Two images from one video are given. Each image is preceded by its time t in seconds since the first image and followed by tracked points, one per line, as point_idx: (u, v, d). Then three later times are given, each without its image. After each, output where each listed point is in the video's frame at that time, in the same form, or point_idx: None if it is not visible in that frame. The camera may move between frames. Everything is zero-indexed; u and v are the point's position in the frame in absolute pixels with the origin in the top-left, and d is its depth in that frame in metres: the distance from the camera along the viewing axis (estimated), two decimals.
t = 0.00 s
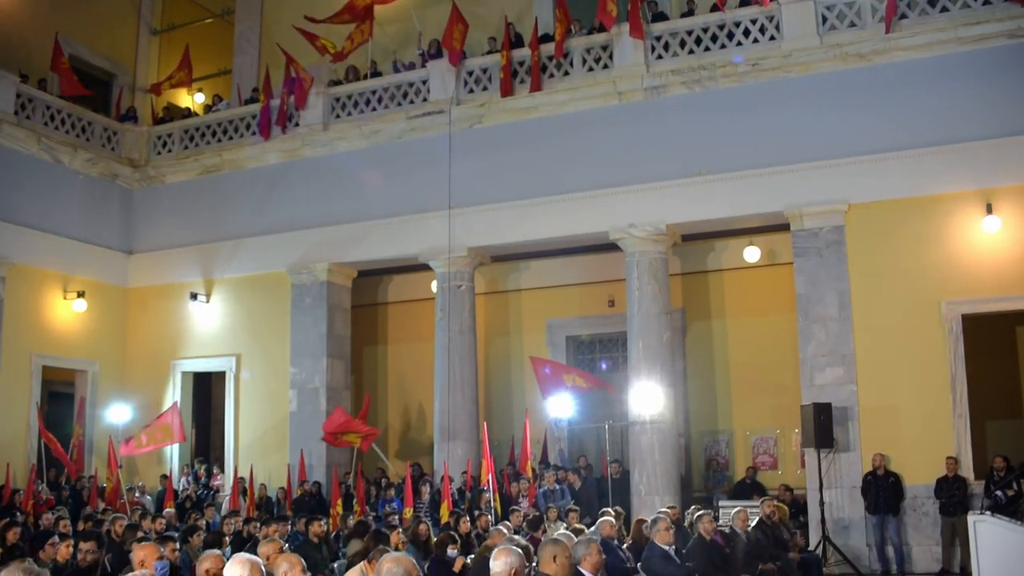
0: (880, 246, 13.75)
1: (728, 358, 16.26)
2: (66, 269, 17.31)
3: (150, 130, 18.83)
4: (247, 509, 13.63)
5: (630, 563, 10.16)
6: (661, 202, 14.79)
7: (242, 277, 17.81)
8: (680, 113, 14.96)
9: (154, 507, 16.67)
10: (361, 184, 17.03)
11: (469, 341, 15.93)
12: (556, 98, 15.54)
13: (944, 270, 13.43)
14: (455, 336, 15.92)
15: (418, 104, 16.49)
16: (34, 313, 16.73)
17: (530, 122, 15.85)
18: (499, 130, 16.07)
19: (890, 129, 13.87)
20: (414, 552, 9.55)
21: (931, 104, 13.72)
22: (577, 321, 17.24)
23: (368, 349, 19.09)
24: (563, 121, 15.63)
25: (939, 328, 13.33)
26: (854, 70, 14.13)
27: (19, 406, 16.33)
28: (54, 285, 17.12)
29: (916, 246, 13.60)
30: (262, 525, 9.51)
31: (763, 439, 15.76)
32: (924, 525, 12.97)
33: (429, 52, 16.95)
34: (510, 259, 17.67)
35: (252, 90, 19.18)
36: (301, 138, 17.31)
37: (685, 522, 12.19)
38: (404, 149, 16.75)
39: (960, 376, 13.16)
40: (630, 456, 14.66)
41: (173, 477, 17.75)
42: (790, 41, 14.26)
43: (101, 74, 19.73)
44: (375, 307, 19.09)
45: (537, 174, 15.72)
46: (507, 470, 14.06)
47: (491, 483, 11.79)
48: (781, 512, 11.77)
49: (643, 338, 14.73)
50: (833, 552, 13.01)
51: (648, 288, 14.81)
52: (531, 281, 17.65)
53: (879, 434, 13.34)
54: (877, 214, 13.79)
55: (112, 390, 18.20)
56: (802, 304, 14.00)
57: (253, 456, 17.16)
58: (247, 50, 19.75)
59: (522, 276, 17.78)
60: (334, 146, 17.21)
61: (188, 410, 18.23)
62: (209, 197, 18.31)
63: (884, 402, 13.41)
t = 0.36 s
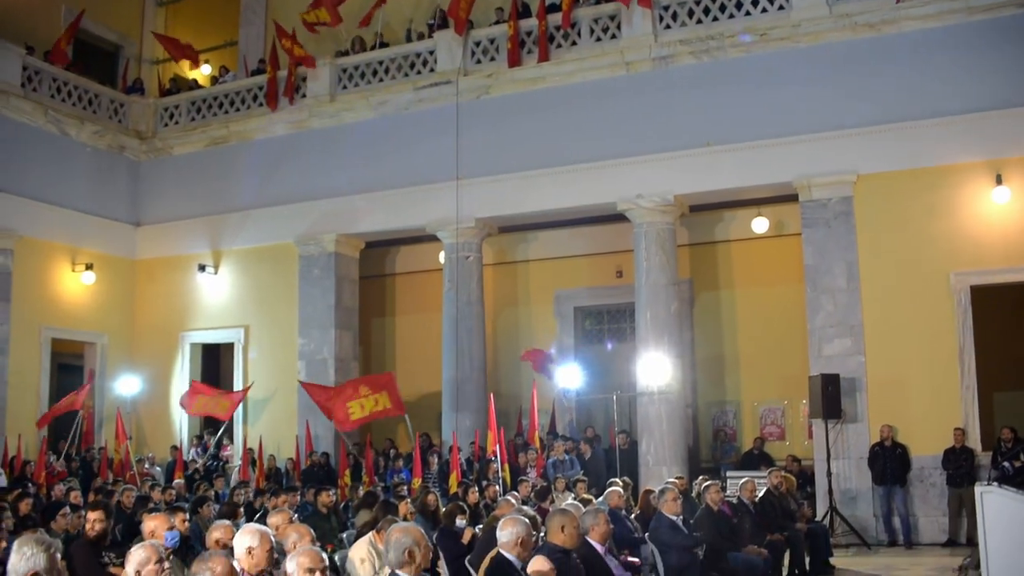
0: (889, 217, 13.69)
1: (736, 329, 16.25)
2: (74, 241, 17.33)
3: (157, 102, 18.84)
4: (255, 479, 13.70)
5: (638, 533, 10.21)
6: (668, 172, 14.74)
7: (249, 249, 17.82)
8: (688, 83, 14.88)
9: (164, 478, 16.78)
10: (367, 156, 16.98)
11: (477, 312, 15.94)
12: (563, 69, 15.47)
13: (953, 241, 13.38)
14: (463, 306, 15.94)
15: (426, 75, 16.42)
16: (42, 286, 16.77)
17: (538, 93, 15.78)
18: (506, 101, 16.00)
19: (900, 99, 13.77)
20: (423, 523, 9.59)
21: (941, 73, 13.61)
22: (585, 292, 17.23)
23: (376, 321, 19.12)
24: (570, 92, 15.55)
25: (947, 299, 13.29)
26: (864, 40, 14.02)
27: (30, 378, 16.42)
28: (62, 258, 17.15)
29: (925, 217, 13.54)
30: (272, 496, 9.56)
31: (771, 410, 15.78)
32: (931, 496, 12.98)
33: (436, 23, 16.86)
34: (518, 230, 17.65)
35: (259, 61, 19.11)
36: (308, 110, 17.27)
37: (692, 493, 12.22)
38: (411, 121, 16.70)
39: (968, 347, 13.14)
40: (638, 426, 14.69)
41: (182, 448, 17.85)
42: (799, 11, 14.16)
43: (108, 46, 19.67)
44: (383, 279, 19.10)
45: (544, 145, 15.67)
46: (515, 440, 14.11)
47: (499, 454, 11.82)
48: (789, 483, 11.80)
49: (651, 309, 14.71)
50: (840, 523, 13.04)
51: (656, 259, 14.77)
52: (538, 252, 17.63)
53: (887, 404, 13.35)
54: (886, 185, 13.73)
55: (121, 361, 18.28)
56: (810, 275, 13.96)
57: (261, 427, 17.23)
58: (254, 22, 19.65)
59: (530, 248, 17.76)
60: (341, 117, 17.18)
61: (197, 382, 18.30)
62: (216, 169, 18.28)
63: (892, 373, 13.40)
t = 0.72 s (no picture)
0: (905, 191, 13.60)
1: (751, 304, 16.22)
2: (90, 218, 17.38)
3: (171, 79, 18.81)
4: (272, 455, 13.80)
5: (652, 508, 10.24)
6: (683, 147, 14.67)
7: (264, 225, 17.85)
8: (703, 58, 14.77)
9: (181, 453, 16.91)
10: (381, 132, 16.97)
11: (493, 288, 15.93)
12: (577, 43, 15.38)
13: (969, 216, 13.29)
14: (478, 282, 15.94)
15: (439, 50, 16.34)
16: (58, 263, 16.83)
17: (552, 68, 15.70)
18: (520, 76, 15.92)
19: (917, 72, 13.65)
20: (438, 498, 9.63)
21: (959, 46, 13.47)
22: (600, 267, 17.21)
23: (390, 296, 19.16)
24: (584, 67, 15.47)
25: (964, 274, 13.22)
26: (881, 13, 13.86)
27: (47, 354, 16.54)
28: (78, 235, 17.21)
29: (941, 192, 13.45)
30: (287, 471, 9.61)
31: (786, 385, 15.77)
32: (946, 472, 12.95)
33: None
34: (532, 205, 17.63)
35: (272, 37, 19.06)
36: (322, 85, 17.24)
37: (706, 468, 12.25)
38: (424, 97, 16.66)
39: (985, 322, 13.07)
40: (654, 401, 14.70)
41: (198, 424, 17.97)
42: None
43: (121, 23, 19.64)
44: (397, 255, 19.12)
45: (558, 121, 15.62)
46: (530, 416, 14.14)
47: (514, 429, 11.85)
48: (804, 459, 11.80)
49: (666, 284, 14.68)
50: (856, 498, 13.04)
51: (671, 234, 14.71)
52: (552, 228, 17.61)
53: (902, 380, 13.32)
54: (902, 159, 13.64)
55: (137, 337, 18.38)
56: (825, 250, 13.90)
57: (277, 403, 17.30)
58: None
59: (544, 223, 17.73)
60: (355, 92, 17.14)
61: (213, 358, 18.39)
62: (230, 146, 18.29)
63: (908, 347, 13.36)
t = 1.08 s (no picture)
0: (928, 169, 13.51)
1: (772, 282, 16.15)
2: (111, 198, 17.46)
3: (190, 59, 18.79)
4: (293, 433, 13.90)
5: (672, 486, 10.25)
6: (704, 125, 14.60)
7: (285, 205, 17.89)
8: (724, 34, 14.67)
9: (203, 432, 17.05)
10: (400, 111, 16.96)
11: (513, 266, 15.93)
12: (597, 21, 15.30)
13: (993, 194, 13.19)
14: (498, 261, 15.95)
15: (459, 28, 16.30)
16: (79, 244, 16.94)
17: (571, 46, 15.63)
18: (539, 55, 15.86)
19: (941, 48, 13.52)
20: (459, 476, 9.64)
21: (984, 22, 13.34)
22: (621, 245, 17.16)
23: (411, 275, 19.20)
24: (604, 45, 15.40)
25: (986, 252, 13.13)
26: None
27: (70, 334, 16.69)
28: (99, 215, 17.30)
29: (964, 169, 13.35)
30: (309, 450, 9.66)
31: (807, 363, 15.73)
32: (967, 450, 12.91)
33: None
34: (553, 183, 17.56)
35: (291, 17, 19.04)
36: (341, 65, 17.24)
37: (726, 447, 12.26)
38: (444, 76, 16.62)
39: (1008, 300, 12.99)
40: (674, 379, 14.70)
41: (220, 403, 18.09)
42: None
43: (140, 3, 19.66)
44: (417, 234, 19.13)
45: (578, 99, 15.57)
46: (549, 395, 14.18)
47: (535, 406, 11.88)
48: (824, 437, 11.79)
49: (686, 262, 14.64)
50: (876, 477, 13.02)
51: (691, 212, 14.67)
52: (572, 206, 17.57)
53: (923, 358, 13.28)
54: (925, 136, 13.54)
55: (158, 317, 18.50)
56: (847, 228, 13.83)
57: (298, 382, 17.41)
58: None
59: (565, 201, 17.66)
60: (374, 71, 17.12)
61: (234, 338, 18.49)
62: (249, 126, 18.30)
63: (930, 326, 13.31)
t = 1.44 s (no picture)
0: (952, 147, 13.39)
1: (794, 260, 16.11)
2: (133, 178, 17.53)
3: (211, 39, 18.77)
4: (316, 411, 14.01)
5: (694, 464, 10.26)
6: (726, 103, 14.52)
7: (307, 184, 17.94)
8: (747, 10, 14.55)
9: (226, 410, 17.18)
10: (421, 90, 16.93)
11: (534, 245, 15.92)
12: None
13: (1018, 172, 13.07)
14: (520, 239, 15.94)
15: (479, 6, 16.26)
16: (102, 225, 17.03)
17: (593, 23, 15.55)
18: (560, 33, 15.79)
19: (966, 24, 13.37)
20: (481, 455, 9.66)
21: None
22: (643, 223, 17.13)
23: (432, 254, 19.23)
24: (626, 23, 15.31)
25: (1011, 230, 13.03)
26: None
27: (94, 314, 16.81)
28: (122, 195, 17.39)
29: (989, 147, 13.24)
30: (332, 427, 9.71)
31: (829, 342, 15.69)
32: (990, 430, 12.86)
33: None
34: (575, 160, 17.55)
35: None
36: (362, 43, 17.22)
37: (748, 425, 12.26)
38: (464, 54, 16.56)
39: None
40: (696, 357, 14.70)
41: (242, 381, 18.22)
42: None
43: None
44: (439, 212, 19.14)
45: (599, 78, 15.51)
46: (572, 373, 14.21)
47: (557, 385, 11.88)
48: (846, 416, 11.78)
49: (708, 240, 14.61)
50: (898, 456, 13.00)
51: (713, 190, 14.61)
52: (594, 184, 17.54)
53: (946, 337, 13.24)
54: (949, 114, 13.41)
55: (181, 296, 18.61)
56: (870, 206, 13.75)
57: (321, 361, 17.53)
58: None
59: (586, 179, 17.63)
60: (395, 50, 17.09)
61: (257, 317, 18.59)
62: (270, 106, 18.32)
63: (954, 304, 13.24)
